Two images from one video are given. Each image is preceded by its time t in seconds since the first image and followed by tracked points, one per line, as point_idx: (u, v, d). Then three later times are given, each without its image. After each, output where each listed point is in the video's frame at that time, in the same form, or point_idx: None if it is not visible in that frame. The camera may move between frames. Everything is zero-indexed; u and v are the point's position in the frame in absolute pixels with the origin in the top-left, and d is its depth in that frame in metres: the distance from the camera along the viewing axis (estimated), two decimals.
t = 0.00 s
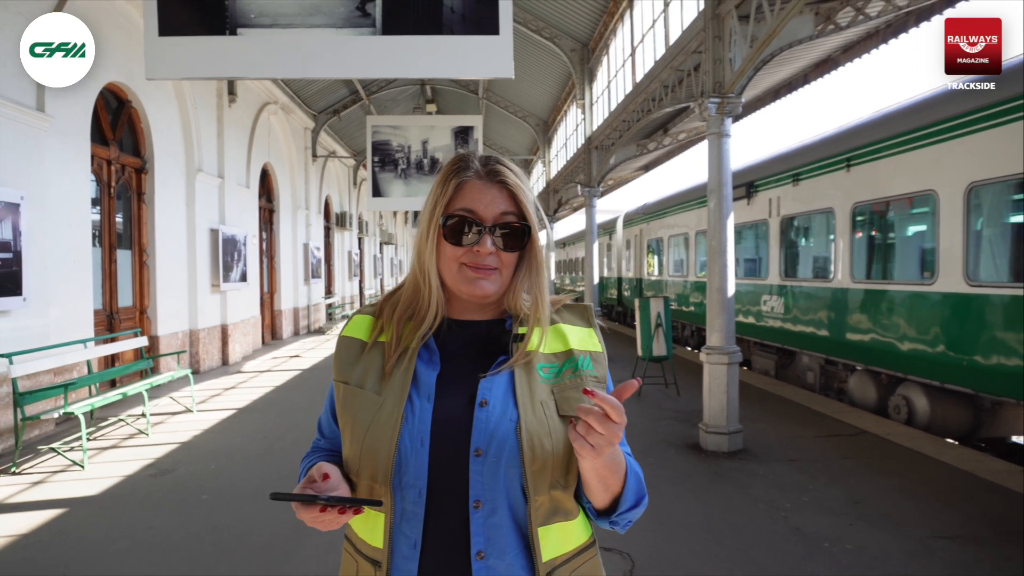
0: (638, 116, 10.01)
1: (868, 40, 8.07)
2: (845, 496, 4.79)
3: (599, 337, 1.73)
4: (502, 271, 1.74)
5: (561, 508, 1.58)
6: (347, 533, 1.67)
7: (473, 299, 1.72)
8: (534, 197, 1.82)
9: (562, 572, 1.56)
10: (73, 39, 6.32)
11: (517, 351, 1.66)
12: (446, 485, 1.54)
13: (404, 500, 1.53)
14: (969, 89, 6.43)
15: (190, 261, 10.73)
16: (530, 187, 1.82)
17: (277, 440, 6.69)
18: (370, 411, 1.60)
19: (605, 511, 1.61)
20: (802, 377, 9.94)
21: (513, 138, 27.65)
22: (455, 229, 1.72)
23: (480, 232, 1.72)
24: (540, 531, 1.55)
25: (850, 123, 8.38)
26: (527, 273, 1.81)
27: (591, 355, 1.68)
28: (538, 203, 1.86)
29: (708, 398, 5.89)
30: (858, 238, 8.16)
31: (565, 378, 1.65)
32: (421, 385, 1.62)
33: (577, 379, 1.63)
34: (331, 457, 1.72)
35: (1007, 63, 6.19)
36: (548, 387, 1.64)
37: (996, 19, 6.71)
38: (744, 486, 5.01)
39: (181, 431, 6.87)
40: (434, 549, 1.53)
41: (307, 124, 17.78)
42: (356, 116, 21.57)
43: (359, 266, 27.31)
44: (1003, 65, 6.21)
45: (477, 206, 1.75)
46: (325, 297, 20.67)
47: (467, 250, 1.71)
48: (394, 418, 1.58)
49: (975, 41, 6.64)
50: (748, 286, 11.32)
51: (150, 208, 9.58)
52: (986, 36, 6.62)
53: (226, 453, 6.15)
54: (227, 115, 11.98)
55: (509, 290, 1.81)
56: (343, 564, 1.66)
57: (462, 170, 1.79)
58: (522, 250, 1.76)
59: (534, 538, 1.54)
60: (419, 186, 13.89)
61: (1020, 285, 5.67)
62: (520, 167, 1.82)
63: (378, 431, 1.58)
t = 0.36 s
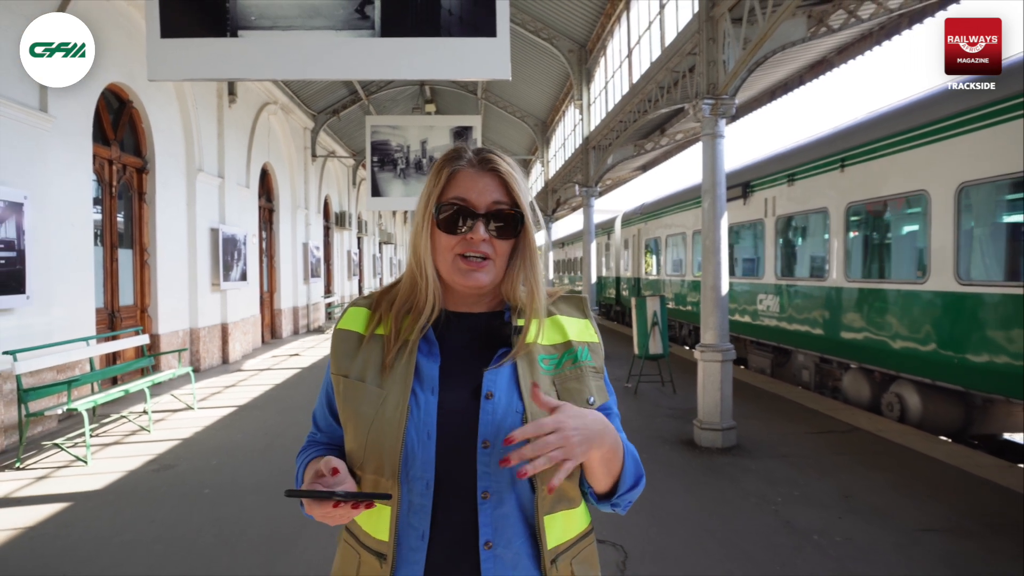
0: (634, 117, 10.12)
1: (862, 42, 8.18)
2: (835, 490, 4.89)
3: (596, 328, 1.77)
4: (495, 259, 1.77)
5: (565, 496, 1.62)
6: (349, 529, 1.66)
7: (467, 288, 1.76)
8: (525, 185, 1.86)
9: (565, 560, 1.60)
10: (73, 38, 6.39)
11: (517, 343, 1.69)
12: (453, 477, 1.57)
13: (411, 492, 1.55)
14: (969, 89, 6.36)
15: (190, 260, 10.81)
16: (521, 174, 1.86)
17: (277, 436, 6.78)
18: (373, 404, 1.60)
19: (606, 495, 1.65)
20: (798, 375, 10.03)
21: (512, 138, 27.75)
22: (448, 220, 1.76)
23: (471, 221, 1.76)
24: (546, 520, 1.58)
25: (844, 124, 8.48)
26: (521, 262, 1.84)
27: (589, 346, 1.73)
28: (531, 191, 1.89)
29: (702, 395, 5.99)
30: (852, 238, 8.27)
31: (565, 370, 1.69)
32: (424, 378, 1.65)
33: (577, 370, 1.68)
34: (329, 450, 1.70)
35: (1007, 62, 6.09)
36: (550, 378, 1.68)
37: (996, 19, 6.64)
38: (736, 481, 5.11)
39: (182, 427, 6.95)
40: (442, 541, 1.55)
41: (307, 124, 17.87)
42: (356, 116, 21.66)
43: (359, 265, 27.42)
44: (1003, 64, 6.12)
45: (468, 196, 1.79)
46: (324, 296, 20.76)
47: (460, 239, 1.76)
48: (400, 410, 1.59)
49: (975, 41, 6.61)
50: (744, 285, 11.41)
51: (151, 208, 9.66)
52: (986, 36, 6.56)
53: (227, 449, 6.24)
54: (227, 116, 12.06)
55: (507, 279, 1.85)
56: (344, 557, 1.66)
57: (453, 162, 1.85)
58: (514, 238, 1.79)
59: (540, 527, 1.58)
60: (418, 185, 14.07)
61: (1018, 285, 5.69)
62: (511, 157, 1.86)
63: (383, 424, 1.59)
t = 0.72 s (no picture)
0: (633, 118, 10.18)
1: (859, 44, 8.25)
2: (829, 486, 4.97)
3: (597, 328, 1.81)
4: (486, 261, 1.74)
5: (574, 491, 1.69)
6: (355, 528, 1.65)
7: (464, 293, 1.74)
8: (503, 180, 1.81)
9: (574, 554, 1.66)
10: (73, 38, 6.53)
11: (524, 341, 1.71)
12: (469, 476, 1.60)
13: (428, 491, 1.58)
14: (969, 89, 6.35)
15: (191, 259, 10.88)
16: (498, 169, 1.81)
17: (279, 434, 6.86)
18: (386, 403, 1.61)
19: (608, 483, 1.74)
20: (795, 374, 10.11)
21: (511, 138, 27.82)
22: (432, 232, 1.75)
23: (454, 229, 1.74)
24: (558, 515, 1.63)
25: (840, 125, 8.56)
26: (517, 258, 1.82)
27: (593, 345, 1.75)
28: (509, 180, 1.83)
29: (699, 393, 6.08)
30: (848, 238, 8.35)
31: (570, 369, 1.73)
32: (436, 377, 1.66)
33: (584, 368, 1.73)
34: (328, 448, 1.68)
35: (1006, 63, 6.10)
36: (557, 378, 1.72)
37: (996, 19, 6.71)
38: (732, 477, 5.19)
39: (185, 425, 7.03)
40: (457, 538, 1.58)
41: (307, 124, 17.93)
42: (355, 115, 21.71)
43: (359, 265, 27.50)
44: (1003, 64, 6.13)
45: (446, 204, 1.76)
46: (324, 296, 20.81)
47: (447, 248, 1.73)
48: (414, 409, 1.61)
49: (975, 41, 6.68)
50: (743, 284, 11.48)
51: (153, 208, 9.72)
52: (986, 36, 6.63)
53: (230, 447, 6.31)
54: (228, 116, 12.12)
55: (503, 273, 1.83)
56: (349, 558, 1.64)
57: (426, 170, 1.81)
58: (501, 237, 1.76)
59: (552, 523, 1.62)
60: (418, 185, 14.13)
61: (1015, 285, 5.72)
62: (482, 149, 1.80)
63: (398, 422, 1.60)
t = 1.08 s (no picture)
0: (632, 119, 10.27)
1: (855, 46, 8.34)
2: (825, 483, 5.05)
3: (597, 333, 1.82)
4: (484, 268, 1.75)
5: (583, 501, 1.68)
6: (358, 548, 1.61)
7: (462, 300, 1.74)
8: (500, 184, 1.81)
9: (583, 564, 1.65)
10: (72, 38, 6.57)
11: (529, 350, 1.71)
12: (479, 490, 1.59)
13: (438, 507, 1.56)
14: (968, 89, 6.39)
15: (193, 259, 10.95)
16: (495, 175, 1.81)
17: (282, 432, 6.93)
18: (391, 418, 1.58)
19: (613, 495, 1.74)
20: (793, 374, 10.18)
21: (510, 139, 27.89)
22: (428, 238, 1.76)
23: (451, 235, 1.74)
24: (568, 526, 1.63)
25: (836, 127, 8.66)
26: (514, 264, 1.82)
27: (594, 351, 1.78)
28: (505, 185, 1.84)
29: (697, 391, 6.17)
30: (845, 239, 8.44)
31: (576, 376, 1.74)
32: (441, 390, 1.65)
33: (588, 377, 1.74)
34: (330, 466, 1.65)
35: (1007, 63, 6.15)
36: (563, 386, 1.71)
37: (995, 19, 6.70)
38: (729, 475, 5.27)
39: (190, 424, 7.11)
40: (469, 554, 1.56)
41: (308, 125, 18.01)
42: (356, 116, 21.77)
43: (358, 265, 27.55)
44: (1003, 65, 6.18)
45: (443, 210, 1.77)
46: (324, 296, 20.85)
47: (444, 255, 1.74)
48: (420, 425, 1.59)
49: (975, 41, 6.66)
50: (741, 284, 11.56)
51: (155, 208, 9.80)
52: (987, 37, 6.62)
53: (234, 445, 6.39)
54: (230, 117, 12.20)
55: (502, 279, 1.84)
56: None
57: (422, 176, 1.81)
58: (499, 243, 1.77)
59: (563, 533, 1.62)
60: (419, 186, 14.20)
61: (1010, 285, 5.80)
62: (478, 154, 1.80)
63: (404, 438, 1.57)
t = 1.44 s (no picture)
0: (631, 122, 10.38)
1: (852, 49, 8.44)
2: (821, 480, 5.13)
3: (599, 330, 1.65)
4: (475, 258, 1.65)
5: (578, 506, 1.56)
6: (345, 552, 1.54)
7: (452, 293, 1.64)
8: (487, 172, 1.72)
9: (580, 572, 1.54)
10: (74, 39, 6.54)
11: (520, 347, 1.59)
12: (468, 493, 1.50)
13: (424, 511, 1.47)
14: (969, 89, 6.42)
15: (197, 260, 11.05)
16: (480, 163, 1.73)
17: (286, 430, 7.01)
18: (377, 418, 1.50)
19: (614, 503, 1.60)
20: (791, 373, 10.27)
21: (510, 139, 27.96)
22: (416, 230, 1.66)
23: (439, 225, 1.65)
24: (564, 532, 1.51)
25: (834, 129, 8.76)
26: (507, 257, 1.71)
27: (594, 349, 1.62)
28: (493, 175, 1.75)
29: (696, 389, 6.27)
30: (842, 239, 8.54)
31: (573, 375, 1.59)
32: (429, 388, 1.56)
33: (584, 375, 1.58)
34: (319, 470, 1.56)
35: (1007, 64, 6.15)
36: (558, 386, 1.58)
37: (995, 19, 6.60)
38: (728, 472, 5.36)
39: (195, 422, 7.20)
40: (458, 561, 1.47)
41: (309, 126, 18.10)
42: (357, 117, 21.86)
43: (359, 266, 27.64)
44: (1004, 64, 6.19)
45: (429, 200, 1.67)
46: (326, 296, 20.94)
47: (432, 247, 1.64)
48: (407, 425, 1.50)
49: (975, 41, 6.53)
50: (740, 285, 11.66)
51: (160, 209, 9.89)
52: (986, 36, 6.49)
53: (239, 443, 6.48)
54: (232, 118, 12.29)
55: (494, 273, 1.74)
56: None
57: (407, 168, 1.73)
58: (489, 233, 1.67)
59: (557, 540, 1.50)
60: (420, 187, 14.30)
61: (1005, 285, 5.89)
62: (463, 144, 1.72)
63: (390, 439, 1.48)
